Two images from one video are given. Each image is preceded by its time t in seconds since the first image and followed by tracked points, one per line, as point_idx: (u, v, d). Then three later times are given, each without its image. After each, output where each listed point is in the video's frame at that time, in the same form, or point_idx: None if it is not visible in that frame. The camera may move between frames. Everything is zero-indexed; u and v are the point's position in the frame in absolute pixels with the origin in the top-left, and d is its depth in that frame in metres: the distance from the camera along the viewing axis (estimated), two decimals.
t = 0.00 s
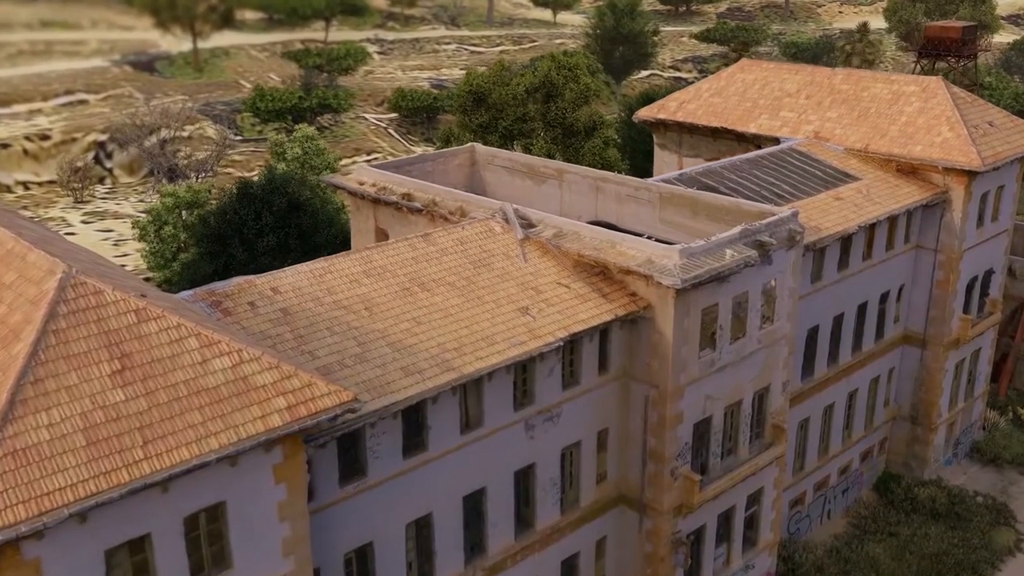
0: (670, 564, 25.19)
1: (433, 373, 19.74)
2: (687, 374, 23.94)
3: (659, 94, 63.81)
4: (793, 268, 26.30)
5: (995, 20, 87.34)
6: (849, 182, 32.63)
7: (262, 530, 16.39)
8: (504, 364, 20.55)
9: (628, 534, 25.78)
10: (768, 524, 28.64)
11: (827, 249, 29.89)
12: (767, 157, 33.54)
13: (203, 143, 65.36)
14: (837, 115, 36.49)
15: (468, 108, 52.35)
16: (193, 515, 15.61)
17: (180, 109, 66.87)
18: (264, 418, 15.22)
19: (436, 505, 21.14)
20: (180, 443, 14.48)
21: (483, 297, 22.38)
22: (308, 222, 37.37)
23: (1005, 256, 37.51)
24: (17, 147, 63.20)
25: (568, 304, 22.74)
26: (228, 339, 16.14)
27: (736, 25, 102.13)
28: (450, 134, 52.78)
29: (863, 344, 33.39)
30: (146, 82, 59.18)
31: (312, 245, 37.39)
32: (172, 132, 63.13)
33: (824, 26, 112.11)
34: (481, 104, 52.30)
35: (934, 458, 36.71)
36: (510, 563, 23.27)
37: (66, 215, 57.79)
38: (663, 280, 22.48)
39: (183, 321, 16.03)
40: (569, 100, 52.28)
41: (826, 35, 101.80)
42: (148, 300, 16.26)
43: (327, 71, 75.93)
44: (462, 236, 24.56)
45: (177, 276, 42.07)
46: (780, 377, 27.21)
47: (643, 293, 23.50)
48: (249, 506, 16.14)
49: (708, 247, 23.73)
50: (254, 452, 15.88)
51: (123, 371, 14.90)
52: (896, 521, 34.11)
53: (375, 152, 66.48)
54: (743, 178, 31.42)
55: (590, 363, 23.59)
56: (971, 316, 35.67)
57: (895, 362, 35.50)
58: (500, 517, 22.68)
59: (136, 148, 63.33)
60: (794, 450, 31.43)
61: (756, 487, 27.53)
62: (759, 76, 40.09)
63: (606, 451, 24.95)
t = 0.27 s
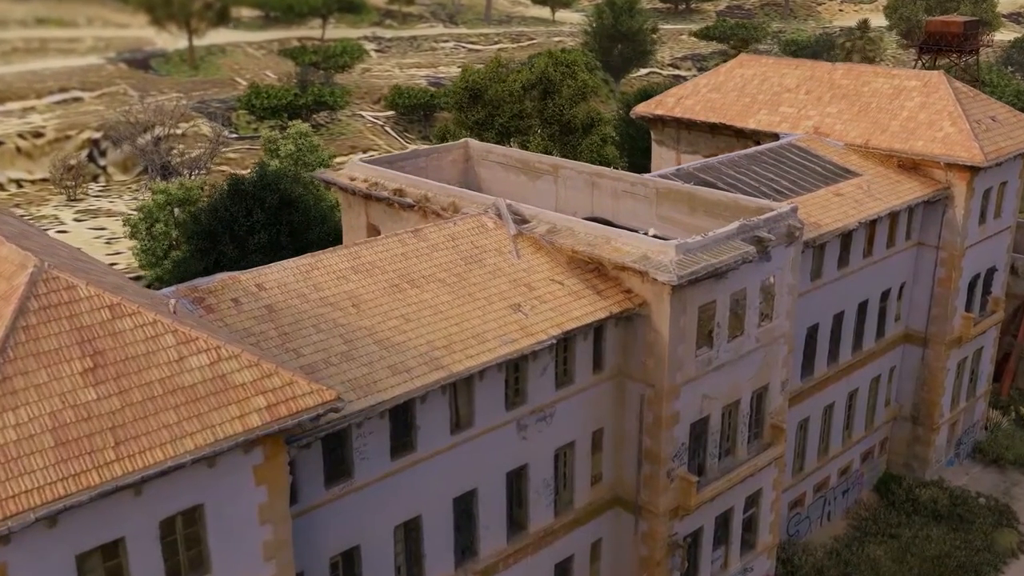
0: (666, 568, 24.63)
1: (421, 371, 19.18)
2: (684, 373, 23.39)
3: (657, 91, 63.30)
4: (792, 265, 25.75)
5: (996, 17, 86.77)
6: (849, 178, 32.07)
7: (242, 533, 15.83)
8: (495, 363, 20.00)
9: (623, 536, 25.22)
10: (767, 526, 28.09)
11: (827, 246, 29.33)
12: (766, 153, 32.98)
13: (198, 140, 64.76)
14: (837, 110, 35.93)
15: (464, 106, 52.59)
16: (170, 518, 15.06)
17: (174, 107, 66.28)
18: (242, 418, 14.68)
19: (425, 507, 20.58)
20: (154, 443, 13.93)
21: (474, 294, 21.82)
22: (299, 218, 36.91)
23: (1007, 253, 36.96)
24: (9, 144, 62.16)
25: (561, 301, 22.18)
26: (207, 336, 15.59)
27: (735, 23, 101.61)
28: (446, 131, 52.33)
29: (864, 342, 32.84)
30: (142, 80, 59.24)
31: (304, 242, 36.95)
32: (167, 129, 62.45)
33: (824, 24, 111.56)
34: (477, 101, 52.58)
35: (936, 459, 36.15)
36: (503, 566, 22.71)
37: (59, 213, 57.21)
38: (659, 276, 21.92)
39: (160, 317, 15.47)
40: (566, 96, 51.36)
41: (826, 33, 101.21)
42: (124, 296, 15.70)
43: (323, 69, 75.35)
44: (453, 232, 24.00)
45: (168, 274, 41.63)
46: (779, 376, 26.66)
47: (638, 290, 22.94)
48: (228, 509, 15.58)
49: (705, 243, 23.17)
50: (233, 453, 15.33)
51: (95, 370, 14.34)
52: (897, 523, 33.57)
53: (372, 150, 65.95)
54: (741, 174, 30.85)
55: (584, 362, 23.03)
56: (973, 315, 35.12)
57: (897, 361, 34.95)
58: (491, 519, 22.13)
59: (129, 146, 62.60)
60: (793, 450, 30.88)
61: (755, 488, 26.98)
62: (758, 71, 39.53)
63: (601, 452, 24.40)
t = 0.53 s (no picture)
0: (663, 570, 24.12)
1: (411, 370, 18.66)
2: (681, 372, 22.87)
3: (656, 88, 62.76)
4: (792, 261, 25.22)
5: (998, 15, 86.23)
6: (850, 174, 31.54)
7: (223, 537, 15.30)
8: (486, 361, 19.47)
9: (620, 538, 24.70)
10: (767, 528, 27.57)
11: (828, 243, 28.81)
12: (765, 148, 32.45)
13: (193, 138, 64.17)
14: (838, 106, 35.39)
15: (461, 101, 51.24)
16: (147, 522, 14.55)
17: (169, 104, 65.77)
18: (222, 418, 14.16)
19: (415, 509, 20.06)
20: (129, 444, 13.40)
21: (467, 291, 21.29)
22: (292, 215, 36.36)
23: (1010, 250, 36.43)
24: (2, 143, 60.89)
25: (556, 298, 21.66)
26: (186, 334, 15.07)
27: (735, 20, 101.06)
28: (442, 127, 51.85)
29: (865, 341, 32.31)
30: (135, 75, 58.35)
31: (296, 239, 36.40)
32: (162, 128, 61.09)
33: (824, 22, 111.00)
34: (474, 97, 51.19)
35: (938, 459, 35.62)
36: (496, 569, 22.19)
37: (52, 211, 56.67)
38: (655, 272, 21.39)
39: (137, 313, 14.96)
40: (563, 93, 51.13)
41: (827, 31, 100.63)
42: (100, 291, 15.18)
43: (320, 66, 74.79)
44: (446, 227, 23.48)
45: (161, 272, 41.17)
46: (778, 375, 26.13)
47: (634, 287, 22.41)
48: (208, 512, 15.06)
49: (703, 238, 22.66)
50: (212, 454, 14.81)
51: (68, 367, 13.82)
52: (899, 525, 33.05)
53: (369, 147, 65.42)
54: (740, 169, 30.33)
55: (579, 360, 22.52)
56: (976, 313, 34.59)
57: (898, 360, 34.42)
58: (484, 522, 21.60)
59: (124, 144, 61.69)
60: (793, 451, 30.36)
61: (754, 490, 26.45)
62: (757, 66, 39.01)
63: (596, 452, 23.88)
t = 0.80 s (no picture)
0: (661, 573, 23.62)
1: (400, 368, 18.15)
2: (679, 371, 22.37)
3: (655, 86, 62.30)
4: (793, 258, 24.71)
5: (999, 12, 85.77)
6: (852, 169, 31.04)
7: (205, 541, 14.81)
8: (479, 359, 18.96)
9: (617, 540, 24.20)
10: (766, 529, 27.07)
11: (829, 239, 28.32)
12: (765, 144, 31.95)
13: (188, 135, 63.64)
14: (839, 101, 34.89)
15: (457, 98, 50.67)
16: (125, 525, 14.05)
17: (164, 101, 65.26)
18: (202, 417, 13.68)
19: (407, 510, 19.57)
20: (104, 445, 12.90)
21: (459, 288, 20.77)
22: (285, 212, 35.87)
23: (1014, 248, 35.93)
24: None
25: (551, 295, 21.16)
26: (166, 330, 14.57)
27: (735, 18, 100.64)
28: (439, 124, 51.36)
29: (866, 339, 31.81)
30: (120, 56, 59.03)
31: (290, 236, 35.92)
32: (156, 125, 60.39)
33: (824, 20, 110.55)
34: (471, 94, 50.63)
35: (941, 459, 35.12)
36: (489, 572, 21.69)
37: (45, 209, 56.20)
38: (652, 268, 20.89)
39: (115, 309, 14.45)
40: (562, 89, 50.62)
41: (827, 29, 100.06)
42: (77, 286, 14.68)
43: (317, 63, 74.21)
44: (439, 223, 22.98)
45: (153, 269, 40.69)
46: (779, 374, 25.64)
47: (631, 284, 21.90)
48: (189, 515, 14.57)
49: (701, 234, 22.15)
50: (193, 454, 14.30)
51: (41, 366, 13.32)
52: (900, 526, 32.57)
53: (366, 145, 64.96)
54: (740, 165, 29.83)
55: (574, 359, 22.01)
56: (979, 311, 34.09)
57: (900, 358, 33.92)
58: (477, 524, 21.11)
59: (118, 142, 61.02)
60: (794, 451, 29.86)
61: (754, 491, 25.96)
62: (757, 61, 38.50)
63: (592, 453, 23.38)
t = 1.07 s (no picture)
0: None
1: (391, 367, 17.67)
2: (678, 369, 21.88)
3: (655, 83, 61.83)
4: (794, 254, 24.23)
5: (1000, 9, 85.26)
6: (853, 165, 30.56)
7: (187, 545, 14.33)
8: (472, 357, 18.47)
9: (614, 543, 23.72)
10: (767, 531, 26.58)
11: (830, 235, 27.84)
12: (765, 139, 31.47)
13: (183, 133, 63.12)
14: (840, 96, 34.41)
15: (454, 95, 50.50)
16: (103, 528, 13.57)
17: (160, 99, 64.77)
18: (182, 417, 13.21)
19: (398, 512, 19.09)
20: (79, 446, 12.43)
21: (453, 284, 20.29)
22: (279, 208, 35.37)
23: (1018, 245, 35.45)
24: None
25: (546, 292, 20.68)
26: (146, 327, 14.10)
27: (734, 16, 100.13)
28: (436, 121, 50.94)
29: (868, 337, 31.33)
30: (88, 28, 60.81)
31: (284, 233, 35.42)
32: (151, 122, 59.86)
33: (824, 17, 110.05)
34: (468, 91, 50.49)
35: (943, 459, 34.64)
36: None
37: (39, 206, 55.71)
38: (650, 264, 20.40)
39: (93, 305, 13.99)
40: (560, 85, 50.14)
41: (828, 27, 99.48)
42: (54, 281, 14.21)
43: (314, 61, 73.69)
44: (432, 218, 22.49)
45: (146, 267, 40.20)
46: (779, 372, 25.16)
47: (629, 280, 21.42)
48: (171, 519, 14.09)
49: (700, 229, 21.66)
50: (174, 455, 13.82)
51: (15, 363, 12.84)
52: (903, 527, 32.09)
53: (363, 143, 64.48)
54: (740, 160, 29.35)
55: (571, 357, 21.53)
56: (983, 309, 33.60)
57: (902, 357, 33.45)
58: (471, 526, 20.63)
59: (113, 139, 60.42)
60: (794, 451, 29.40)
61: (754, 492, 25.48)
62: (758, 57, 38.02)
63: (589, 453, 22.90)
